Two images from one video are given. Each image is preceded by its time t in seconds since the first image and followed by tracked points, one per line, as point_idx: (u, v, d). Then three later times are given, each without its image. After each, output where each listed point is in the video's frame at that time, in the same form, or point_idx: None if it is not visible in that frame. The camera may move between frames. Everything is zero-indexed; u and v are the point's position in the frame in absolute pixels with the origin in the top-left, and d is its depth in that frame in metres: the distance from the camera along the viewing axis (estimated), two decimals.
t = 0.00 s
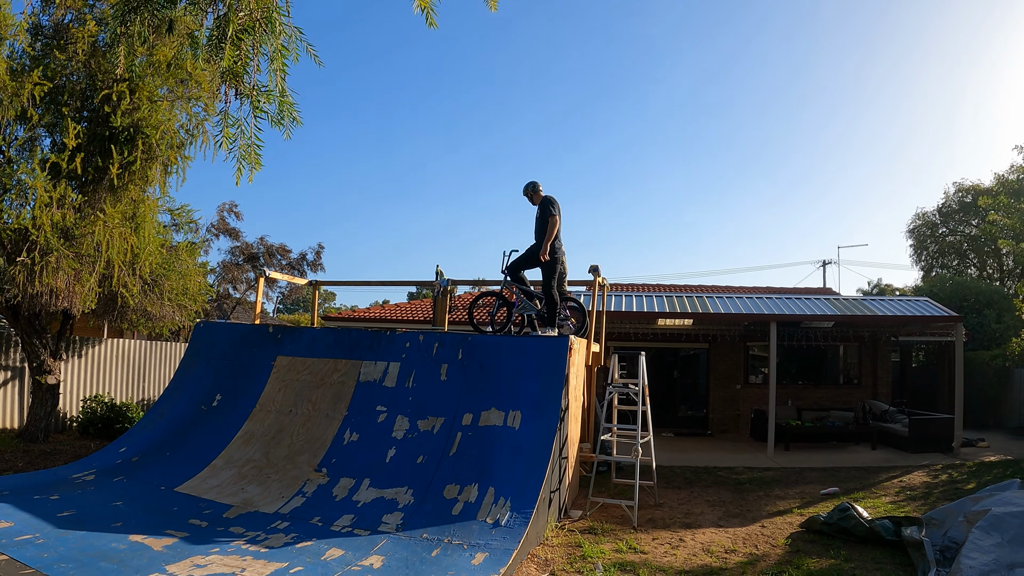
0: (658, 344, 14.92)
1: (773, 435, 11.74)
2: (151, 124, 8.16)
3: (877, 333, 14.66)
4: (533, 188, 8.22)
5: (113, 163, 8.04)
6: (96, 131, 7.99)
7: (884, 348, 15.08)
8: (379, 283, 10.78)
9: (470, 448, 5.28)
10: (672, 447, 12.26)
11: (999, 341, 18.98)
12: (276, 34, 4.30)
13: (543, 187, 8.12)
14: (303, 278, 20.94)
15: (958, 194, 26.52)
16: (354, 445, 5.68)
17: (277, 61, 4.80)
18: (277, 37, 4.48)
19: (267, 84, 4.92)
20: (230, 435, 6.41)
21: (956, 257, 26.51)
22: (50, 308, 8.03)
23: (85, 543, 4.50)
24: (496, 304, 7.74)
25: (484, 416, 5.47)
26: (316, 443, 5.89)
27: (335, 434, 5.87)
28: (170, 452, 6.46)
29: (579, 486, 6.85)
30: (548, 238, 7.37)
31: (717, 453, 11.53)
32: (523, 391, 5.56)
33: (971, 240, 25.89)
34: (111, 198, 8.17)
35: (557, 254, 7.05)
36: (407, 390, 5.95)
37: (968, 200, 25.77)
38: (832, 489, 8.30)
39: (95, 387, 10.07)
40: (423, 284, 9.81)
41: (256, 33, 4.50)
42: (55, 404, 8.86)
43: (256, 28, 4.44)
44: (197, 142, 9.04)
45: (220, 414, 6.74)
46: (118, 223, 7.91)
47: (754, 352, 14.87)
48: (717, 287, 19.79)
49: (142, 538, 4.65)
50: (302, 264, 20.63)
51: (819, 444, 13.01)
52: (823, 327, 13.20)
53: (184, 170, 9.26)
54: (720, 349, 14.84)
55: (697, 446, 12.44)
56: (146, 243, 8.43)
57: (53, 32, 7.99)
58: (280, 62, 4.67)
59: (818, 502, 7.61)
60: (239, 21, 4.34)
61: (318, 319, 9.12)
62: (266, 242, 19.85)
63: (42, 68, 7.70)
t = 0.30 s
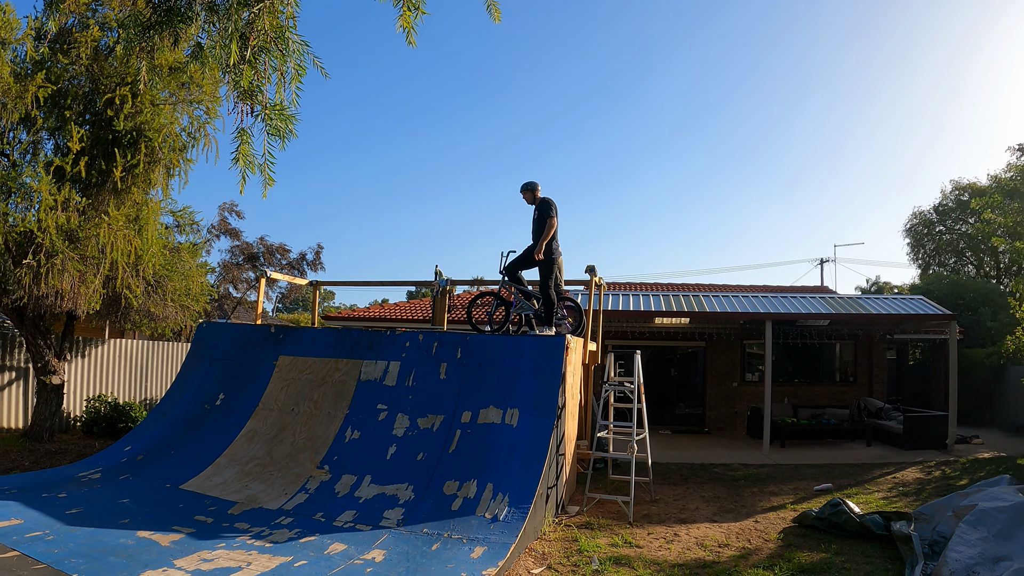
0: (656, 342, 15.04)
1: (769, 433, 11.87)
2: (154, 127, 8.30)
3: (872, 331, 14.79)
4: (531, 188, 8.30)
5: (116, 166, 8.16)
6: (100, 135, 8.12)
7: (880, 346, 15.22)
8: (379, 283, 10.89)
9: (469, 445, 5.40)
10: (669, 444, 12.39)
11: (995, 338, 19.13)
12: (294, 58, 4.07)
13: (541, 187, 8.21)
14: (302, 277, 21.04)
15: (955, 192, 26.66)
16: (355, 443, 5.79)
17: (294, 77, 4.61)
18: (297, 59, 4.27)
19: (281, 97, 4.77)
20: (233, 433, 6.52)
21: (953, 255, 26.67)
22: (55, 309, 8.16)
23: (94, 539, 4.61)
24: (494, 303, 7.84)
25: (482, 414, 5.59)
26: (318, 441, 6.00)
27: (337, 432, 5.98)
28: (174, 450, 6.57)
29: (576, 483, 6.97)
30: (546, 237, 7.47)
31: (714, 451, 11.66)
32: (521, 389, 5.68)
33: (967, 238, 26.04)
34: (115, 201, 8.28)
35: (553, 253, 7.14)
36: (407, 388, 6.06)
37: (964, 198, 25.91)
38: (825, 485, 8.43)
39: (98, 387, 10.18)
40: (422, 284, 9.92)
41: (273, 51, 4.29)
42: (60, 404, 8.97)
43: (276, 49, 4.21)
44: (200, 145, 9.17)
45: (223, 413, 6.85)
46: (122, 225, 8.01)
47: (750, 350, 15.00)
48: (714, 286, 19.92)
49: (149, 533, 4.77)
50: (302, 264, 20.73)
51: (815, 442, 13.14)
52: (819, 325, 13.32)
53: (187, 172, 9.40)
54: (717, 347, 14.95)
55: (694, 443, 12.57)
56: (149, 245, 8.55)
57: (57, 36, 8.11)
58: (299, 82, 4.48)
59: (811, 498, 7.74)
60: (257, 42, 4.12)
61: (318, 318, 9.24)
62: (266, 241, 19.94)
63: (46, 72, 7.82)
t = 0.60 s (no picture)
0: (653, 341, 15.20)
1: (764, 430, 12.02)
2: (157, 133, 8.47)
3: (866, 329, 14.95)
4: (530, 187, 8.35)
5: (120, 171, 8.31)
6: (104, 141, 8.30)
7: (875, 343, 15.37)
8: (379, 284, 11.03)
9: (468, 442, 5.54)
10: (666, 441, 12.55)
11: (990, 336, 19.29)
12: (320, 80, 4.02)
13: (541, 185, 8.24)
14: (303, 277, 21.16)
15: (950, 190, 26.82)
16: (356, 441, 5.93)
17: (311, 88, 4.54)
18: (318, 76, 4.20)
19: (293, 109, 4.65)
20: (237, 433, 6.66)
21: (949, 252, 26.84)
22: (62, 312, 8.32)
23: (105, 536, 4.75)
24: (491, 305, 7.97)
25: (481, 412, 5.74)
26: (321, 439, 6.15)
27: (340, 431, 6.13)
28: (180, 450, 6.71)
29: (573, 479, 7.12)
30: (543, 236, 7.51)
31: (710, 448, 11.83)
32: (519, 388, 5.82)
33: (963, 235, 26.21)
34: (119, 205, 8.44)
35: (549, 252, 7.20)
36: (407, 388, 6.20)
37: (960, 196, 26.08)
38: (818, 481, 8.59)
39: (102, 388, 10.32)
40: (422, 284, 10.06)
41: (295, 68, 4.21)
42: (65, 405, 9.12)
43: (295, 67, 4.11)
44: (202, 149, 9.33)
45: (227, 413, 6.99)
46: (126, 229, 8.17)
47: (746, 348, 15.15)
48: (711, 284, 20.06)
49: (158, 530, 4.91)
50: (302, 264, 20.84)
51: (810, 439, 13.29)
52: (814, 323, 13.46)
53: (189, 176, 9.57)
54: (713, 345, 15.10)
55: (690, 440, 12.73)
56: (153, 249, 8.72)
57: (59, 42, 8.27)
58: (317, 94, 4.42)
59: (804, 493, 7.89)
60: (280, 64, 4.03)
61: (318, 318, 9.38)
62: (267, 242, 20.06)
63: (51, 80, 7.97)
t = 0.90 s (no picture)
0: (651, 338, 15.27)
1: (762, 426, 12.11)
2: (158, 133, 8.51)
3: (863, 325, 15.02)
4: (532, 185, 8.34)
5: (122, 170, 8.36)
6: (105, 141, 8.34)
7: (872, 339, 15.46)
8: (378, 282, 11.08)
9: (469, 439, 5.60)
10: (664, 437, 12.63)
11: (986, 332, 19.39)
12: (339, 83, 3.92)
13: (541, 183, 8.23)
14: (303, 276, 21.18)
15: (947, 186, 26.93)
16: (359, 438, 5.99)
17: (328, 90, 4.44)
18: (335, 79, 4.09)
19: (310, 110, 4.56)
20: (240, 430, 6.71)
21: (946, 249, 26.95)
22: (64, 312, 8.36)
23: (112, 533, 4.80)
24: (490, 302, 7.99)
25: (482, 409, 5.79)
26: (323, 437, 6.20)
27: (342, 428, 6.18)
28: (183, 448, 6.75)
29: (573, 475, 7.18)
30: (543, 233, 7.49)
31: (708, 443, 11.91)
32: (520, 385, 5.88)
33: (959, 232, 26.31)
34: (121, 205, 8.48)
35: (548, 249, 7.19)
36: (409, 385, 6.26)
37: (957, 192, 26.18)
38: (816, 476, 8.66)
39: (103, 387, 10.36)
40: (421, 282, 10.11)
41: (312, 70, 4.11)
42: (68, 404, 9.16)
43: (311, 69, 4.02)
44: (203, 148, 9.38)
45: (230, 411, 7.04)
46: (128, 228, 8.20)
47: (744, 344, 15.24)
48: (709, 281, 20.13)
49: (164, 528, 4.96)
50: (302, 262, 20.85)
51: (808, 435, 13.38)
52: (811, 319, 13.53)
53: (190, 176, 9.60)
54: (711, 342, 15.18)
55: (688, 436, 12.81)
56: (155, 248, 8.76)
57: (61, 43, 8.31)
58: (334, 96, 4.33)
59: (801, 488, 7.96)
60: (300, 68, 3.94)
61: (318, 316, 9.42)
62: (266, 241, 20.07)
63: (53, 81, 8.01)
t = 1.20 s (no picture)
0: (650, 336, 15.30)
1: (760, 423, 12.14)
2: (158, 131, 8.50)
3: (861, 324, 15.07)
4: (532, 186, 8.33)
5: (121, 169, 8.35)
6: (105, 139, 8.33)
7: (869, 337, 15.51)
8: (377, 280, 11.08)
9: (471, 437, 5.61)
10: (663, 435, 12.65)
11: (982, 330, 19.47)
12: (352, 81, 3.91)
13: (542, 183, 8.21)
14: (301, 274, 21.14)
15: (943, 186, 27.04)
16: (360, 436, 5.99)
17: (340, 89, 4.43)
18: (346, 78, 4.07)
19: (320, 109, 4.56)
20: (241, 429, 6.70)
21: (942, 247, 27.05)
22: (64, 310, 8.35)
23: (114, 532, 4.80)
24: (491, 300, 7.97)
25: (483, 407, 5.81)
26: (324, 435, 6.20)
27: (343, 426, 6.18)
28: (184, 446, 6.74)
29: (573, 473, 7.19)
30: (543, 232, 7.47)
31: (706, 441, 11.93)
32: (521, 382, 5.89)
33: (955, 231, 26.41)
34: (120, 203, 8.47)
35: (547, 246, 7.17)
36: (410, 382, 6.26)
37: (953, 191, 26.28)
38: (814, 473, 8.70)
39: (103, 386, 10.33)
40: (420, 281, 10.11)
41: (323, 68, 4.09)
42: (67, 403, 9.13)
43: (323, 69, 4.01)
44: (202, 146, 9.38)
45: (230, 409, 7.03)
46: (127, 226, 8.20)
47: (742, 343, 15.27)
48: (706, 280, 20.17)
49: (166, 526, 4.95)
50: (300, 261, 20.81)
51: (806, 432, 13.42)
52: (809, 318, 13.57)
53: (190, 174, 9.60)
54: (709, 340, 15.21)
55: (687, 434, 12.83)
56: (154, 247, 8.74)
57: (60, 41, 8.30)
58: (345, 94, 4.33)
59: (800, 485, 7.98)
60: (312, 66, 3.94)
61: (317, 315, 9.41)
62: (264, 240, 20.03)
63: (52, 79, 8.01)
